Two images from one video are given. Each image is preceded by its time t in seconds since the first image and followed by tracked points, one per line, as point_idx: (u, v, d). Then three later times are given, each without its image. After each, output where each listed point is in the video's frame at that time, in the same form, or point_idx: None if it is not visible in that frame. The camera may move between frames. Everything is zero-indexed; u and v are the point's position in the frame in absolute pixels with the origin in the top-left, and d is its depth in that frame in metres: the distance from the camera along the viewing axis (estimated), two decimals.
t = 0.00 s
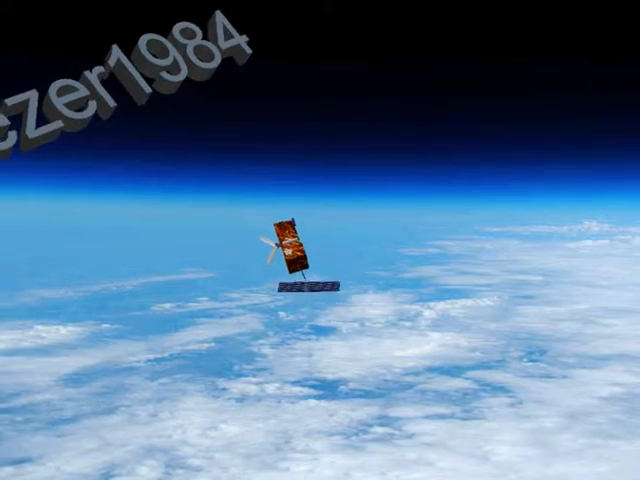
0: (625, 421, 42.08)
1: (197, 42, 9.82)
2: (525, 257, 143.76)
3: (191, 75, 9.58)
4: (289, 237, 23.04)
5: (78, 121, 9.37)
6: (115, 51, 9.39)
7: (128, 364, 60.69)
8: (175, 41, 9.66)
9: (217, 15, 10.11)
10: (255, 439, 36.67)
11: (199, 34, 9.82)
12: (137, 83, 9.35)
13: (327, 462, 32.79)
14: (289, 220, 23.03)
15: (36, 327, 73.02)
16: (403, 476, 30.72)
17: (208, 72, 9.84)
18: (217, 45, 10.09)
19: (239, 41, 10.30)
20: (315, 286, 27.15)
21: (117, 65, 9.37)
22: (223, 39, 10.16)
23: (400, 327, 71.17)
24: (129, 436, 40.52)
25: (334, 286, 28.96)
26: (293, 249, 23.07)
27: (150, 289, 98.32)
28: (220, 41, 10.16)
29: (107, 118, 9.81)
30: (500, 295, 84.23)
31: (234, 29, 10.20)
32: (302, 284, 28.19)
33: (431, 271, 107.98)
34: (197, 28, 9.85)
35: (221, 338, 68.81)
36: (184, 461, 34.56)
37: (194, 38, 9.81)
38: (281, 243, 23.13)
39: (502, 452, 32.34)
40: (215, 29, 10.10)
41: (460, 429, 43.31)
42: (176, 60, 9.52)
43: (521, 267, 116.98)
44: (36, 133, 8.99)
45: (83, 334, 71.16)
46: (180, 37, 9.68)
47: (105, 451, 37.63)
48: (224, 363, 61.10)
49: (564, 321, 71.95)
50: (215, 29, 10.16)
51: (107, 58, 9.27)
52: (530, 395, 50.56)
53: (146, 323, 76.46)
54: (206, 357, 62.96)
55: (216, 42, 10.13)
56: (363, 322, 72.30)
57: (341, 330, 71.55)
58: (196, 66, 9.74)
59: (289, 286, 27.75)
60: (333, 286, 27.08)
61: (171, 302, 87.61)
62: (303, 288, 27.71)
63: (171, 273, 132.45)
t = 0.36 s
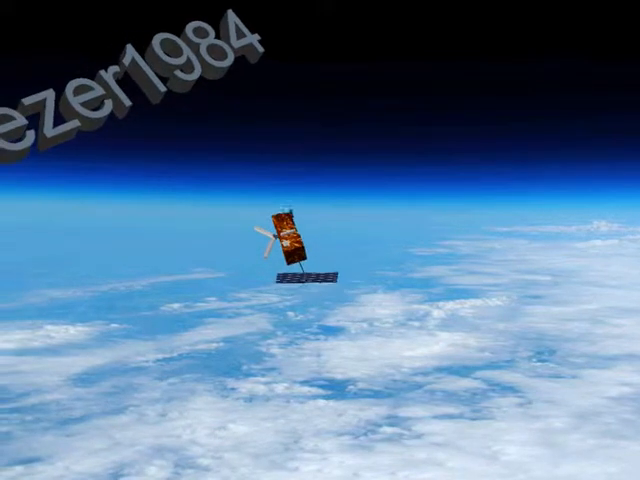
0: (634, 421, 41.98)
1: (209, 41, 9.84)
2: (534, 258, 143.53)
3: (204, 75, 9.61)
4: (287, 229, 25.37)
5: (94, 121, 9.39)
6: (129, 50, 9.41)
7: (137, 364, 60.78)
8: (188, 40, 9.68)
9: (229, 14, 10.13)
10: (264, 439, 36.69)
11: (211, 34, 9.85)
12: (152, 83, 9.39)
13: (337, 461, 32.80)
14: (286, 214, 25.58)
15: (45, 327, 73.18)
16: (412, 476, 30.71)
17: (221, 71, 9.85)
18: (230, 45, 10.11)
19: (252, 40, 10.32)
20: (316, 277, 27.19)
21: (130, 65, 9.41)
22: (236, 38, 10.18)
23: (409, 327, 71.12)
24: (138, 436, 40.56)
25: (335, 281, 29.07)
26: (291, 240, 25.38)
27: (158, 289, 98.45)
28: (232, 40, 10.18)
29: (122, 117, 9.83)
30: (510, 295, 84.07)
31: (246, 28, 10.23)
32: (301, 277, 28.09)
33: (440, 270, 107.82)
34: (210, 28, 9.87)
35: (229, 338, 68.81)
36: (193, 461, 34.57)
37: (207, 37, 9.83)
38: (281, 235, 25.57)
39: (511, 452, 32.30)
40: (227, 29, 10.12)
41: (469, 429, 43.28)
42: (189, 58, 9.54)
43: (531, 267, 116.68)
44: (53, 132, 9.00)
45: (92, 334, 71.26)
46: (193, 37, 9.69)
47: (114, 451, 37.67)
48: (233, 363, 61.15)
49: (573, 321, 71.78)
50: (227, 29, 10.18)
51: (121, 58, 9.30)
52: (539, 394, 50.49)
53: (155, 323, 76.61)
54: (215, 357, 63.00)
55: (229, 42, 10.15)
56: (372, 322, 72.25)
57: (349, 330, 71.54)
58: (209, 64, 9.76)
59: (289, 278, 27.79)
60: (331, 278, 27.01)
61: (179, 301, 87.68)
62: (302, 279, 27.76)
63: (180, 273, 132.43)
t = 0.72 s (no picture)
0: None
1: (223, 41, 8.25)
2: (543, 258, 143.77)
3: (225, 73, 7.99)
4: (284, 220, 21.37)
5: (111, 120, 8.35)
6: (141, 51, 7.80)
7: (147, 364, 60.81)
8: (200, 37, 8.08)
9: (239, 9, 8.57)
10: (274, 440, 36.39)
11: (224, 32, 8.28)
12: (166, 80, 7.77)
13: (346, 463, 32.44)
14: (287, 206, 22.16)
15: (55, 327, 73.35)
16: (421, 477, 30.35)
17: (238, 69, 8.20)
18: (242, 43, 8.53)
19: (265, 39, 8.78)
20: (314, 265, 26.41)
21: (144, 66, 7.86)
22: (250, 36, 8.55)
23: (417, 327, 71.01)
24: (147, 436, 40.41)
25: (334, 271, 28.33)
26: (288, 231, 21.16)
27: (168, 289, 98.65)
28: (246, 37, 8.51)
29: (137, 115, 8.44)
30: (519, 296, 83.87)
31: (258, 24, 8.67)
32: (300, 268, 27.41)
33: (449, 270, 107.66)
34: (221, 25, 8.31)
35: (238, 338, 68.75)
36: (202, 460, 34.32)
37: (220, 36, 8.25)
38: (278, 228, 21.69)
39: (521, 453, 31.90)
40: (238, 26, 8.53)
41: (479, 429, 42.96)
42: (202, 55, 7.90)
43: (540, 268, 116.39)
44: (72, 132, 8.08)
45: (102, 334, 71.35)
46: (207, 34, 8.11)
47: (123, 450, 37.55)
48: (242, 363, 61.04)
49: (582, 321, 71.50)
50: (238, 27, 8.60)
51: (135, 56, 7.74)
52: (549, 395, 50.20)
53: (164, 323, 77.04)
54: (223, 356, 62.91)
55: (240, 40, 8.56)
56: (381, 322, 72.10)
57: (358, 330, 71.45)
58: (225, 64, 8.12)
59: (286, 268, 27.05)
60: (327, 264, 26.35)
61: (189, 301, 87.80)
62: (301, 270, 26.95)
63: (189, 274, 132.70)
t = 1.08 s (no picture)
0: None
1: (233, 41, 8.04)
2: (553, 258, 143.41)
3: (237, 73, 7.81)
4: (284, 213, 22.84)
5: (127, 119, 8.14)
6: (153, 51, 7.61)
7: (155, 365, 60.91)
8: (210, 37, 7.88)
9: (249, 10, 8.36)
10: (282, 439, 36.34)
11: (234, 31, 8.07)
12: (178, 79, 7.58)
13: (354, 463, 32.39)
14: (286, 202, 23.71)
15: (64, 326, 73.57)
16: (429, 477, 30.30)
17: (249, 69, 8.01)
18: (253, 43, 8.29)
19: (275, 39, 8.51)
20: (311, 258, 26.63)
21: (157, 66, 7.69)
22: (259, 34, 8.32)
23: (425, 326, 70.97)
24: (156, 436, 40.42)
25: (331, 264, 28.22)
26: (287, 224, 22.67)
27: (176, 289, 98.73)
28: (256, 37, 8.29)
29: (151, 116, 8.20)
30: (527, 296, 83.74)
31: (270, 23, 8.44)
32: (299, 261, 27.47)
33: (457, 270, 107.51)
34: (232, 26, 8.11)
35: (247, 338, 68.78)
36: (210, 460, 34.30)
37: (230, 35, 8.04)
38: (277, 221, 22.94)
39: (529, 453, 31.81)
40: (249, 26, 8.32)
41: (487, 430, 42.91)
42: (214, 54, 7.73)
43: (549, 267, 116.18)
44: (87, 131, 7.79)
45: (110, 334, 71.46)
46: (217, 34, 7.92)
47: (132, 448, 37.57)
48: (250, 363, 61.07)
49: (591, 321, 71.37)
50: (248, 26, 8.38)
51: (148, 57, 7.56)
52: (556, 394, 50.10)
53: (173, 324, 76.98)
54: (231, 356, 62.94)
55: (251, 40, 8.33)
56: (389, 321, 72.07)
57: (366, 330, 71.44)
58: (236, 63, 7.93)
59: (286, 261, 27.17)
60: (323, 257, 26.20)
61: (197, 301, 87.99)
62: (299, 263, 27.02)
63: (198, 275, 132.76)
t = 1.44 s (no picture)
0: None
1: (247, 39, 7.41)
2: (562, 259, 142.98)
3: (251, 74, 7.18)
4: (281, 204, 20.09)
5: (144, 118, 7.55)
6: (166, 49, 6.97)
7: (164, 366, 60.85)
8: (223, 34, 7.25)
9: (262, 5, 7.72)
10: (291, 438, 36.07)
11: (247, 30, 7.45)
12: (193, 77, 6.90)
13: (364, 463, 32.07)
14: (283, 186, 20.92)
15: (73, 326, 73.58)
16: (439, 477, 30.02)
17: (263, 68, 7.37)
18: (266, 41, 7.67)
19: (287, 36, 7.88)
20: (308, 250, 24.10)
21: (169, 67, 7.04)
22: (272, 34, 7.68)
23: (434, 327, 70.70)
24: (165, 436, 40.26)
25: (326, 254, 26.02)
26: (285, 217, 20.04)
27: (184, 289, 98.70)
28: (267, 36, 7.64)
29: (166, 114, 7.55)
30: (536, 296, 83.42)
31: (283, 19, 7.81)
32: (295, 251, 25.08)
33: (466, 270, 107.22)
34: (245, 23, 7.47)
35: (256, 338, 68.67)
36: (218, 459, 34.07)
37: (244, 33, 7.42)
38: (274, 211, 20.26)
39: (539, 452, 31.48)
40: (262, 23, 7.69)
41: (497, 430, 42.61)
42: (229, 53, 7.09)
43: (558, 267, 115.80)
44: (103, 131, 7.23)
45: (119, 333, 71.44)
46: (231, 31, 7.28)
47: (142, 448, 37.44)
48: (259, 364, 60.89)
49: (601, 321, 71.00)
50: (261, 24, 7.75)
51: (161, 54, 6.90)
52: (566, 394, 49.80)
53: (181, 326, 76.90)
54: (240, 355, 62.81)
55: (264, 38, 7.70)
56: (398, 320, 71.78)
57: (375, 330, 71.25)
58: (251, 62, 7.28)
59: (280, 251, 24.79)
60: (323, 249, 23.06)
61: (206, 300, 88.04)
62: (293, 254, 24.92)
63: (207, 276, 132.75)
